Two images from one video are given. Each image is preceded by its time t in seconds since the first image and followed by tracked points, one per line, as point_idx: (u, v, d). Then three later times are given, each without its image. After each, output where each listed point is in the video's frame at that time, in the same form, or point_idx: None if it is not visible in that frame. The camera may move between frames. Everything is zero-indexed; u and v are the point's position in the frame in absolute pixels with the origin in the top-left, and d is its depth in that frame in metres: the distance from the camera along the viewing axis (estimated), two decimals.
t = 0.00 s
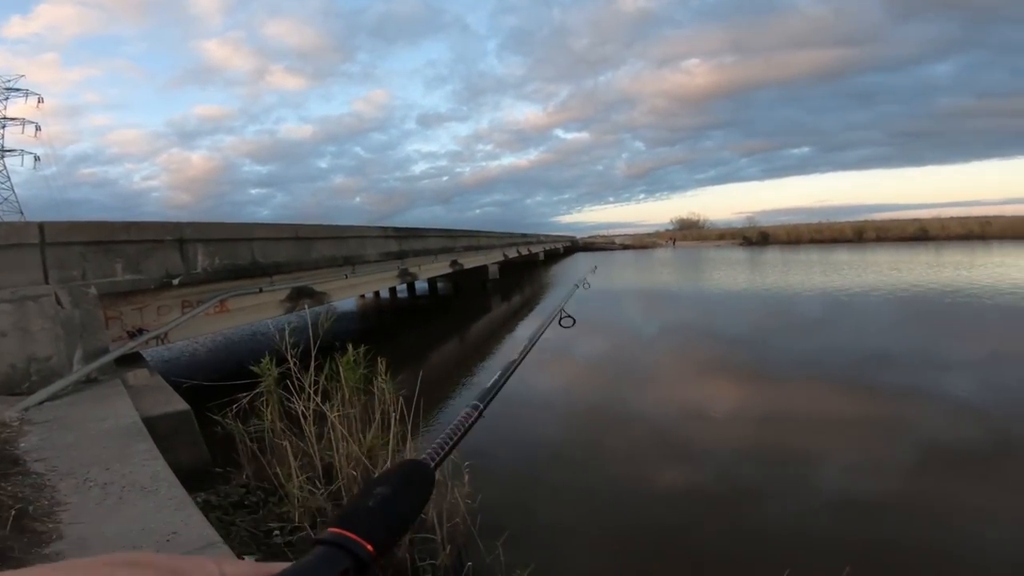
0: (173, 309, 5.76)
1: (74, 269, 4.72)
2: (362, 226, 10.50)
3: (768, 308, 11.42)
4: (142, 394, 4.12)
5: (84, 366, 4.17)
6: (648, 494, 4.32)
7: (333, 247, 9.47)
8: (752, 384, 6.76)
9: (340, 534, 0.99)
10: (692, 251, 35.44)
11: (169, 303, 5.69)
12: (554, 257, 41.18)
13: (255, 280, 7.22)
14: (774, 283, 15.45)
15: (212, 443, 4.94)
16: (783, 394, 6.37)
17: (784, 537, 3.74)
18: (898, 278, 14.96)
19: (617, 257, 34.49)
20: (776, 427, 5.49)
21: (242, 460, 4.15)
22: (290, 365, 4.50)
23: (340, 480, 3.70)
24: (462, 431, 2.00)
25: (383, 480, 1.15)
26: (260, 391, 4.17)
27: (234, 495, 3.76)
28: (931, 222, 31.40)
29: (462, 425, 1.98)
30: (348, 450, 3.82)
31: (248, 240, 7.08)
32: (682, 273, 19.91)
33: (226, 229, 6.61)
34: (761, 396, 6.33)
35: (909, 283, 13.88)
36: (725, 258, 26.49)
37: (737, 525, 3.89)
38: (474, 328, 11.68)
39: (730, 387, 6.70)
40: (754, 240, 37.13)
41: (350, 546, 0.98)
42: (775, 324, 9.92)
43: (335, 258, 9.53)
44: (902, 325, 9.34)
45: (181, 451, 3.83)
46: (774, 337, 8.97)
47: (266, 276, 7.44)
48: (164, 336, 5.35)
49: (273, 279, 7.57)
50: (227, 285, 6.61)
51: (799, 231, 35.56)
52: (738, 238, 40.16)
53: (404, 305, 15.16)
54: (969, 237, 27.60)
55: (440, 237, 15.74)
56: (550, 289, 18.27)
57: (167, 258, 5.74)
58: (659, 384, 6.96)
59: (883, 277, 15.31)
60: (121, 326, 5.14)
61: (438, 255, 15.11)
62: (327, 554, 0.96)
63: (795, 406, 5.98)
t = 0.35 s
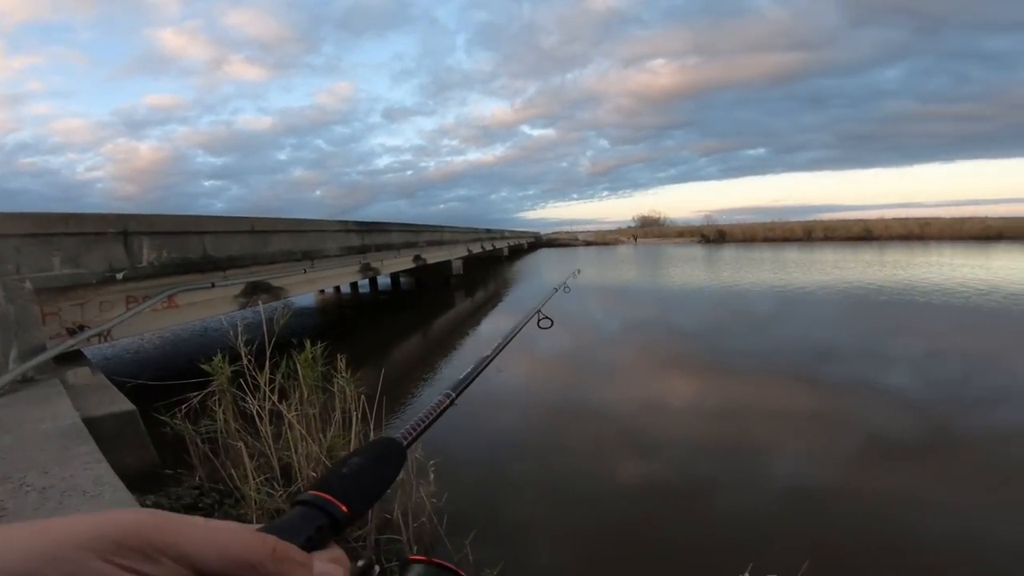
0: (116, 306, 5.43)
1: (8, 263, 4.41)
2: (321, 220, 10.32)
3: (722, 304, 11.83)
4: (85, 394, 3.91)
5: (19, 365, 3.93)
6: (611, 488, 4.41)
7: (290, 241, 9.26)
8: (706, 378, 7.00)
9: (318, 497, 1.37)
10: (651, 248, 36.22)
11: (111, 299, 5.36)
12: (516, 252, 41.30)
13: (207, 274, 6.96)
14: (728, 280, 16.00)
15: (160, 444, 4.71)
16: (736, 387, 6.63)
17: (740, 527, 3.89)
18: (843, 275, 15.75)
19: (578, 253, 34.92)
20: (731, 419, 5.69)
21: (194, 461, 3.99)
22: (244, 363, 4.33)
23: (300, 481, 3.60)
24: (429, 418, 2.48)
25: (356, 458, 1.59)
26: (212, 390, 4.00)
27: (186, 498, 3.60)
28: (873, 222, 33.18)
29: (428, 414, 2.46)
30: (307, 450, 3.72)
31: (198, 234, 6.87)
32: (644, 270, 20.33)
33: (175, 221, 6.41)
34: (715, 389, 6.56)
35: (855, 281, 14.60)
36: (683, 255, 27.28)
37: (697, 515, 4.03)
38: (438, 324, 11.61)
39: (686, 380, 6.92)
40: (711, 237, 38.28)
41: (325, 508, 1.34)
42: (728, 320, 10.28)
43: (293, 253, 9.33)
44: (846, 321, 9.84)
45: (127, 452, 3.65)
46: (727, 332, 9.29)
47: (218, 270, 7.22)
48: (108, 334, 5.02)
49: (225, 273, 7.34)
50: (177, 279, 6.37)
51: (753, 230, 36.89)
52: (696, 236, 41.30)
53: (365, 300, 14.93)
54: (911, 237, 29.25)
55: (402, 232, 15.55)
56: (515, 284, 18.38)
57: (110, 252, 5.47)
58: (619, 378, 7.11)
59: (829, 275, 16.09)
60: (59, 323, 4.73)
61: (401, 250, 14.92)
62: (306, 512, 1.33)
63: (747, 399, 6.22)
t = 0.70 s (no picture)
0: (75, 307, 5.05)
1: None
2: (293, 219, 10.15)
3: (693, 302, 12.06)
4: (44, 400, 3.76)
5: None
6: (588, 485, 4.44)
7: (261, 240, 9.08)
8: (678, 375, 7.11)
9: (326, 505, 1.37)
10: (625, 247, 36.64)
11: (71, 300, 5.05)
12: (493, 250, 41.34)
13: (172, 274, 6.76)
14: (698, 278, 16.33)
15: (125, 451, 4.57)
16: (708, 384, 6.75)
17: (714, 522, 3.96)
18: (808, 274, 16.23)
19: (553, 252, 35.12)
20: (703, 415, 5.81)
21: (163, 468, 3.88)
22: (215, 367, 4.20)
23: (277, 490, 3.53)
24: (434, 430, 2.39)
25: (364, 467, 1.56)
26: (181, 396, 3.88)
27: (156, 506, 3.51)
28: (838, 223, 34.26)
29: (433, 426, 2.38)
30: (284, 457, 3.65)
31: (163, 232, 6.68)
32: (617, 269, 20.57)
33: (139, 220, 6.22)
34: (688, 386, 6.67)
35: (819, 279, 15.08)
36: (655, 254, 27.72)
37: (672, 510, 4.10)
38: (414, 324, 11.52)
39: (659, 378, 7.02)
40: (683, 237, 38.93)
41: (331, 515, 1.34)
42: (700, 318, 10.48)
43: (263, 252, 9.15)
44: (812, 319, 10.14)
45: (90, 460, 3.52)
46: (698, 330, 9.48)
47: (185, 270, 6.97)
48: (68, 338, 4.81)
49: (194, 273, 7.05)
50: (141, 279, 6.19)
51: (723, 230, 37.68)
52: (669, 235, 41.95)
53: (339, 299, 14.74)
54: (872, 238, 30.36)
55: (377, 231, 15.40)
56: (491, 283, 18.38)
57: (69, 251, 5.28)
58: (595, 376, 7.17)
59: (795, 274, 16.57)
60: (16, 326, 4.50)
61: (375, 249, 14.75)
62: (315, 519, 1.33)
63: (718, 396, 6.34)
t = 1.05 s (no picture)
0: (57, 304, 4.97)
1: None
2: (283, 216, 10.08)
3: (681, 304, 12.15)
4: (25, 399, 3.69)
5: None
6: (578, 485, 4.45)
7: (249, 238, 8.99)
8: (665, 376, 7.16)
9: (301, 541, 1.45)
10: (614, 249, 36.79)
11: (53, 296, 4.92)
12: (482, 251, 41.31)
13: (159, 271, 6.68)
14: (686, 280, 16.47)
15: (109, 452, 4.51)
16: (695, 385, 6.80)
17: (700, 522, 3.99)
18: (793, 277, 16.44)
19: (542, 253, 35.17)
20: (690, 415, 5.86)
21: (149, 470, 3.82)
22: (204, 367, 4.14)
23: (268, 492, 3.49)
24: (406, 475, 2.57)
25: (334, 510, 1.68)
26: (168, 397, 3.82)
27: (142, 508, 3.46)
28: (823, 227, 34.72)
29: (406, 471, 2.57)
30: (276, 459, 3.61)
31: (150, 228, 6.60)
32: (607, 270, 20.67)
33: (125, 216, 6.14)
34: (675, 387, 6.72)
35: (804, 283, 15.26)
36: (643, 255, 27.92)
37: (660, 510, 4.12)
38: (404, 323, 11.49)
39: (646, 378, 7.05)
40: (671, 239, 39.20)
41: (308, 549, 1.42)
42: (687, 319, 10.57)
43: (252, 249, 9.07)
44: (796, 321, 10.27)
45: (73, 461, 3.51)
46: (686, 331, 9.55)
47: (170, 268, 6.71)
48: (49, 335, 4.71)
49: (178, 271, 6.80)
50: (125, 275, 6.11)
51: (712, 232, 38.01)
52: (658, 237, 42.22)
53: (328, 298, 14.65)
54: (857, 241, 30.80)
55: (367, 230, 15.33)
56: (480, 283, 18.40)
57: (52, 247, 5.19)
58: (583, 376, 7.19)
59: (780, 277, 16.76)
60: None
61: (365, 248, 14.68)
62: (290, 554, 1.40)
63: (705, 397, 6.39)
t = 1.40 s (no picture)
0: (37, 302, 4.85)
1: None
2: (271, 216, 10.00)
3: (667, 307, 12.25)
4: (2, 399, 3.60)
5: None
6: (565, 486, 4.46)
7: (236, 237, 8.89)
8: (652, 378, 7.21)
9: (292, 530, 1.46)
10: (602, 251, 36.96)
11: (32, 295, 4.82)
12: (471, 252, 41.32)
13: (142, 270, 6.58)
14: (673, 283, 16.62)
15: (88, 454, 4.42)
16: (681, 387, 6.86)
17: (685, 522, 4.02)
18: (777, 281, 16.67)
19: (531, 255, 35.28)
20: (675, 416, 5.91)
21: (131, 472, 3.74)
22: (189, 367, 4.07)
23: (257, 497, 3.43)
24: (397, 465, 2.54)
25: (325, 497, 1.70)
26: (152, 398, 3.74)
27: (124, 511, 3.39)
28: (808, 231, 35.25)
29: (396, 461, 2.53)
30: (264, 462, 3.55)
31: (134, 226, 6.50)
32: (594, 272, 20.79)
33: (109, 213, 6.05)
34: (661, 389, 6.77)
35: (787, 286, 15.49)
36: (631, 258, 28.11)
37: (645, 511, 4.15)
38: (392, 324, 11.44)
39: (633, 380, 7.09)
40: (659, 242, 39.51)
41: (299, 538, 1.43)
42: (673, 322, 10.66)
43: (238, 248, 8.97)
44: (781, 324, 10.41)
45: (52, 464, 3.44)
46: (672, 333, 9.63)
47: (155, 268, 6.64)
48: (28, 334, 4.60)
49: (163, 271, 6.74)
50: (107, 274, 6.00)
51: (699, 236, 38.38)
52: (646, 240, 42.55)
53: (315, 298, 14.54)
54: (840, 246, 31.31)
55: (356, 230, 15.25)
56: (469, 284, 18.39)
57: (32, 244, 5.09)
58: (571, 378, 7.21)
59: (765, 280, 16.99)
60: None
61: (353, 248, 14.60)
62: (280, 543, 1.42)
63: (690, 399, 6.44)
